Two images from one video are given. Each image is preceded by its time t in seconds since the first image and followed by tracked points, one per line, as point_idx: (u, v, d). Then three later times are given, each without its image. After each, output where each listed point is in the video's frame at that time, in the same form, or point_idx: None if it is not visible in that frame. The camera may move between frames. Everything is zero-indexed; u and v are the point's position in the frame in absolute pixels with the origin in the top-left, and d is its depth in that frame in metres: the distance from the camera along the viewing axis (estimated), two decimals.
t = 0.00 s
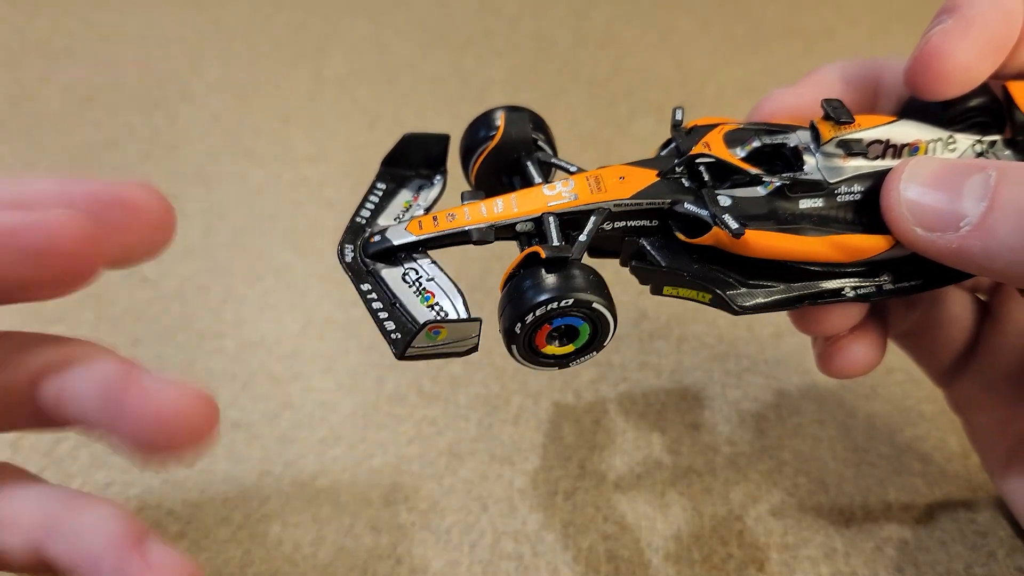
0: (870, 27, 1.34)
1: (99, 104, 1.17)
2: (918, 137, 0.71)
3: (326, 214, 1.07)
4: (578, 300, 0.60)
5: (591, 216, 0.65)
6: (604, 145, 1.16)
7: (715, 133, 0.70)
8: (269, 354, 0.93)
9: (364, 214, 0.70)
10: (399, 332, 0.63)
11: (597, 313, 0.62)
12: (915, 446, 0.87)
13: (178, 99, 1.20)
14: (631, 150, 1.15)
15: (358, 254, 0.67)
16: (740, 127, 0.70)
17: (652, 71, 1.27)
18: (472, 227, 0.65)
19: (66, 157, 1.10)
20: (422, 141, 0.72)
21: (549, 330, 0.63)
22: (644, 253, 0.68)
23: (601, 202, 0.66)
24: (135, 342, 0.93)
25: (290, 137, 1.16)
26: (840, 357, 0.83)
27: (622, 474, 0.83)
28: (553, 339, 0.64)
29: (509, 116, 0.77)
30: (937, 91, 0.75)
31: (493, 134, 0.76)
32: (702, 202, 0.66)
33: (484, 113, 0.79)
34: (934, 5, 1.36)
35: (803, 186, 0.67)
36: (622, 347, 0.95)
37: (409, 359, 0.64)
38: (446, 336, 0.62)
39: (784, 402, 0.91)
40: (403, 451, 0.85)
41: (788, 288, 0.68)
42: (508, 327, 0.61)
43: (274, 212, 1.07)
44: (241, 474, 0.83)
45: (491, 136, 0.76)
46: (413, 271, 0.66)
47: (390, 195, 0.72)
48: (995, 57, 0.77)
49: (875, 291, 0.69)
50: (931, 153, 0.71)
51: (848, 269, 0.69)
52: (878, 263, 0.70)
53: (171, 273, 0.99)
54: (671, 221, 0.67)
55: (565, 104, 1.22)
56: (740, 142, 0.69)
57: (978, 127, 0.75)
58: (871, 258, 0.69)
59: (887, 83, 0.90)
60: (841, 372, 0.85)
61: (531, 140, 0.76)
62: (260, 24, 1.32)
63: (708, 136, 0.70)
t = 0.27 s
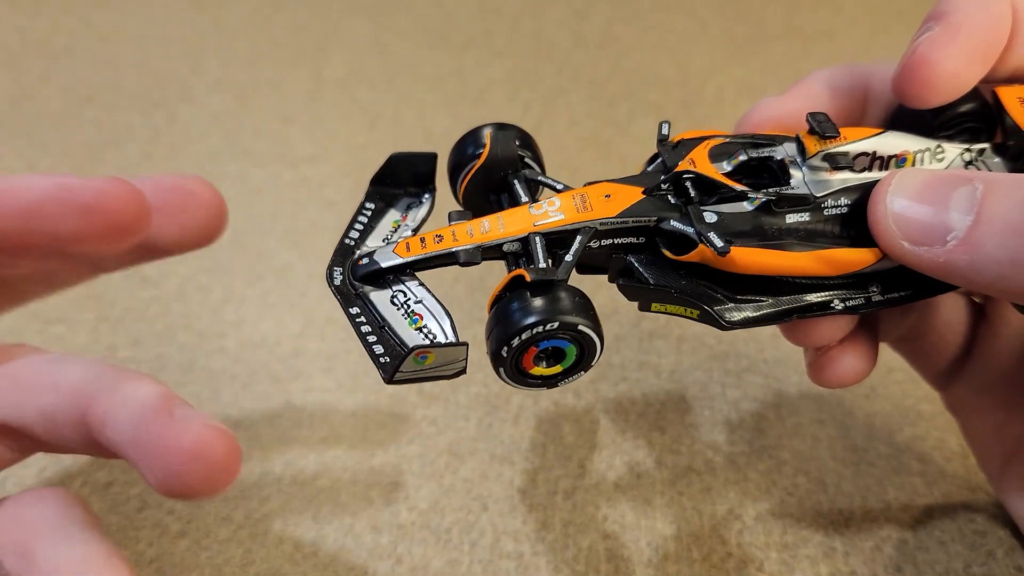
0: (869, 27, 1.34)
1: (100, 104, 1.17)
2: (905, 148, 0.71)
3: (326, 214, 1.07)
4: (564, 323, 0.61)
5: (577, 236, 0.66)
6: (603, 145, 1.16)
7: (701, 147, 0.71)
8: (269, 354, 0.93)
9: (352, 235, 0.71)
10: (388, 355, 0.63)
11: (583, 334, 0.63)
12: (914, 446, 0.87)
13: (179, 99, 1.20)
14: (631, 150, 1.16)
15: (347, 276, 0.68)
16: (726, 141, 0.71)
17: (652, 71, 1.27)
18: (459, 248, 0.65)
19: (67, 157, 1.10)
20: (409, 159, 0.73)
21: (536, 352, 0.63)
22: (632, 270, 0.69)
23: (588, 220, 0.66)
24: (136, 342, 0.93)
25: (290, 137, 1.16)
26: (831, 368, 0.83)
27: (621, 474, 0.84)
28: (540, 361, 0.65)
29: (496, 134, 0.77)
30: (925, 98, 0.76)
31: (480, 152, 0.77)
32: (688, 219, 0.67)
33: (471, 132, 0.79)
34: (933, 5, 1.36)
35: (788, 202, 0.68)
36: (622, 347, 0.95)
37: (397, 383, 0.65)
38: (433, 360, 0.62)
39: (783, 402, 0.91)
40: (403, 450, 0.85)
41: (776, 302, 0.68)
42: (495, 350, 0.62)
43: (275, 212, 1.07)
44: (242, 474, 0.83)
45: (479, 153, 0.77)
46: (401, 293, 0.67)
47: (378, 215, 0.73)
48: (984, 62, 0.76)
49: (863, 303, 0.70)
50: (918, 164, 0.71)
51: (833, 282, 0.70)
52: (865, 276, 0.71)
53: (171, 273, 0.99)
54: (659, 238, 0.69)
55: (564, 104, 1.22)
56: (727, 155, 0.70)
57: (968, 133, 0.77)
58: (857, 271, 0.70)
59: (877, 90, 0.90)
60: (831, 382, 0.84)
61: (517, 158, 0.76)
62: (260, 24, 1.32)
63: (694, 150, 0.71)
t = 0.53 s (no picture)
0: (869, 27, 1.34)
1: (99, 104, 1.17)
2: (912, 144, 0.71)
3: (326, 214, 1.07)
4: (572, 311, 0.61)
5: (585, 226, 0.66)
6: (603, 145, 1.16)
7: (708, 141, 0.71)
8: (269, 354, 0.93)
9: (360, 224, 0.71)
10: (395, 343, 0.63)
11: (592, 322, 0.63)
12: (914, 445, 0.87)
13: (179, 99, 1.20)
14: (630, 150, 1.16)
15: (353, 264, 0.68)
16: (734, 135, 0.72)
17: (652, 71, 1.27)
18: (467, 237, 0.65)
19: (66, 157, 1.10)
20: (417, 151, 0.73)
21: (544, 340, 0.63)
22: (639, 262, 0.68)
23: (597, 211, 0.66)
24: (136, 342, 0.93)
25: (290, 137, 1.16)
26: (834, 363, 0.83)
27: (621, 473, 0.84)
28: (548, 349, 0.65)
29: (503, 126, 0.77)
30: (929, 97, 0.75)
31: (487, 144, 0.77)
32: (696, 211, 0.67)
33: (479, 124, 0.79)
34: (933, 6, 1.36)
35: (796, 195, 0.68)
36: (622, 346, 0.95)
37: (403, 371, 0.64)
38: (441, 347, 0.62)
39: (783, 402, 0.91)
40: (403, 450, 0.85)
41: (783, 294, 0.68)
42: (502, 337, 0.62)
43: (275, 212, 1.07)
44: (241, 474, 0.83)
45: (486, 145, 0.77)
46: (409, 281, 0.67)
47: (385, 205, 0.73)
48: (988, 62, 0.77)
49: (869, 297, 0.70)
50: (923, 160, 0.71)
51: (840, 276, 0.70)
52: (871, 270, 0.70)
53: (171, 273, 0.99)
54: (666, 230, 0.68)
55: (565, 104, 1.22)
56: (734, 150, 0.71)
57: (971, 133, 0.77)
58: (864, 265, 0.70)
59: (881, 89, 0.90)
60: (835, 378, 0.84)
61: (525, 149, 0.77)
62: (260, 24, 1.32)
63: (702, 144, 0.71)
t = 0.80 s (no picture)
0: (869, 27, 1.34)
1: (100, 104, 1.17)
2: (900, 153, 0.71)
3: (326, 214, 1.07)
4: (559, 328, 0.61)
5: (573, 240, 0.66)
6: (603, 145, 1.16)
7: (696, 151, 0.71)
8: (269, 354, 0.93)
9: (347, 240, 0.71)
10: (384, 361, 0.63)
11: (579, 339, 0.63)
12: (914, 445, 0.87)
13: (179, 99, 1.20)
14: (630, 150, 1.16)
15: (341, 281, 0.68)
16: (722, 145, 0.71)
17: (651, 71, 1.27)
18: (454, 253, 0.65)
19: (67, 157, 1.10)
20: (405, 164, 0.73)
21: (532, 357, 0.63)
22: (627, 274, 0.69)
23: (584, 224, 0.66)
24: (136, 342, 0.93)
25: (290, 137, 1.16)
26: (824, 372, 0.83)
27: (621, 474, 0.84)
28: (536, 365, 0.65)
29: (491, 139, 0.77)
30: (919, 105, 0.76)
31: (475, 157, 0.77)
32: (683, 224, 0.67)
33: (466, 136, 0.79)
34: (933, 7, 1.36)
35: (784, 207, 0.67)
36: (622, 346, 0.95)
37: (392, 388, 0.65)
38: (428, 365, 0.62)
39: (783, 402, 0.91)
40: (403, 450, 0.85)
41: (771, 307, 0.69)
42: (490, 354, 0.62)
43: (275, 212, 1.07)
44: (241, 474, 0.83)
45: (474, 158, 0.77)
46: (397, 298, 0.67)
47: (373, 220, 0.73)
48: (977, 69, 0.77)
49: (858, 308, 0.70)
50: (913, 169, 0.71)
51: (829, 287, 0.70)
52: (860, 281, 0.71)
53: (171, 273, 0.99)
54: (654, 242, 0.68)
55: (565, 104, 1.22)
56: (723, 161, 0.70)
57: (962, 138, 0.76)
58: (852, 276, 0.70)
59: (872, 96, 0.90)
60: (826, 388, 0.84)
61: (512, 162, 0.76)
62: (260, 24, 1.32)
63: (691, 155, 0.71)
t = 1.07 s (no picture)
0: (869, 27, 1.34)
1: (100, 104, 1.17)
2: (895, 157, 0.72)
3: (326, 214, 1.07)
4: (554, 334, 0.61)
5: (568, 246, 0.67)
6: (603, 145, 1.16)
7: (691, 157, 0.72)
8: (269, 354, 0.93)
9: (343, 247, 0.71)
10: (379, 367, 0.63)
11: (575, 345, 0.63)
12: (914, 445, 0.87)
13: (179, 99, 1.20)
14: (630, 150, 1.16)
15: (337, 288, 0.68)
16: (717, 150, 0.72)
17: (652, 71, 1.27)
18: (450, 259, 0.66)
19: (67, 157, 1.10)
20: (399, 171, 0.73)
21: (527, 363, 0.64)
22: (623, 279, 0.69)
23: (579, 231, 0.67)
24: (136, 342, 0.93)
25: (290, 137, 1.16)
26: (820, 374, 0.83)
27: (621, 473, 0.84)
28: (532, 372, 0.65)
29: (486, 144, 0.77)
30: (912, 110, 0.77)
31: (470, 162, 0.77)
32: (678, 229, 0.67)
33: (462, 142, 0.80)
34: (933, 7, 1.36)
35: (778, 212, 0.68)
36: (622, 347, 0.95)
37: (388, 395, 0.65)
38: (424, 372, 0.62)
39: (783, 402, 0.91)
40: (403, 450, 0.85)
41: (767, 311, 0.69)
42: (486, 361, 0.62)
43: (275, 211, 1.07)
44: (241, 474, 0.83)
45: (468, 164, 0.77)
46: (392, 304, 0.67)
47: (369, 226, 0.73)
48: (972, 71, 0.77)
49: (853, 311, 0.70)
50: (907, 172, 0.72)
51: (823, 291, 0.70)
52: (855, 284, 0.71)
53: (171, 273, 0.99)
54: (649, 248, 0.69)
55: (565, 104, 1.22)
56: (717, 165, 0.71)
57: (956, 141, 0.78)
58: (847, 280, 0.70)
59: (865, 97, 0.90)
60: (822, 390, 0.84)
61: (507, 168, 0.77)
62: (261, 24, 1.32)
63: (685, 160, 0.71)
